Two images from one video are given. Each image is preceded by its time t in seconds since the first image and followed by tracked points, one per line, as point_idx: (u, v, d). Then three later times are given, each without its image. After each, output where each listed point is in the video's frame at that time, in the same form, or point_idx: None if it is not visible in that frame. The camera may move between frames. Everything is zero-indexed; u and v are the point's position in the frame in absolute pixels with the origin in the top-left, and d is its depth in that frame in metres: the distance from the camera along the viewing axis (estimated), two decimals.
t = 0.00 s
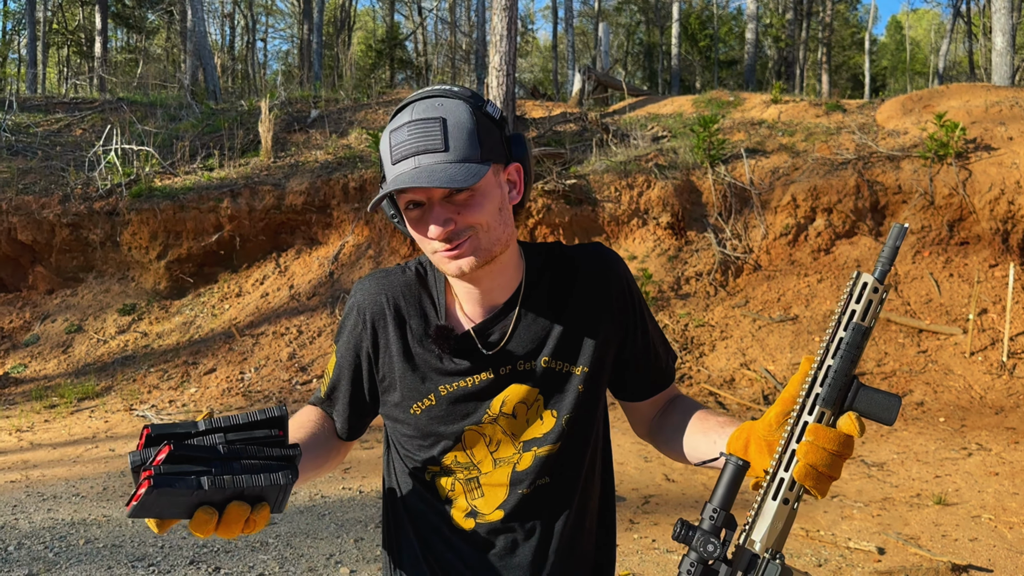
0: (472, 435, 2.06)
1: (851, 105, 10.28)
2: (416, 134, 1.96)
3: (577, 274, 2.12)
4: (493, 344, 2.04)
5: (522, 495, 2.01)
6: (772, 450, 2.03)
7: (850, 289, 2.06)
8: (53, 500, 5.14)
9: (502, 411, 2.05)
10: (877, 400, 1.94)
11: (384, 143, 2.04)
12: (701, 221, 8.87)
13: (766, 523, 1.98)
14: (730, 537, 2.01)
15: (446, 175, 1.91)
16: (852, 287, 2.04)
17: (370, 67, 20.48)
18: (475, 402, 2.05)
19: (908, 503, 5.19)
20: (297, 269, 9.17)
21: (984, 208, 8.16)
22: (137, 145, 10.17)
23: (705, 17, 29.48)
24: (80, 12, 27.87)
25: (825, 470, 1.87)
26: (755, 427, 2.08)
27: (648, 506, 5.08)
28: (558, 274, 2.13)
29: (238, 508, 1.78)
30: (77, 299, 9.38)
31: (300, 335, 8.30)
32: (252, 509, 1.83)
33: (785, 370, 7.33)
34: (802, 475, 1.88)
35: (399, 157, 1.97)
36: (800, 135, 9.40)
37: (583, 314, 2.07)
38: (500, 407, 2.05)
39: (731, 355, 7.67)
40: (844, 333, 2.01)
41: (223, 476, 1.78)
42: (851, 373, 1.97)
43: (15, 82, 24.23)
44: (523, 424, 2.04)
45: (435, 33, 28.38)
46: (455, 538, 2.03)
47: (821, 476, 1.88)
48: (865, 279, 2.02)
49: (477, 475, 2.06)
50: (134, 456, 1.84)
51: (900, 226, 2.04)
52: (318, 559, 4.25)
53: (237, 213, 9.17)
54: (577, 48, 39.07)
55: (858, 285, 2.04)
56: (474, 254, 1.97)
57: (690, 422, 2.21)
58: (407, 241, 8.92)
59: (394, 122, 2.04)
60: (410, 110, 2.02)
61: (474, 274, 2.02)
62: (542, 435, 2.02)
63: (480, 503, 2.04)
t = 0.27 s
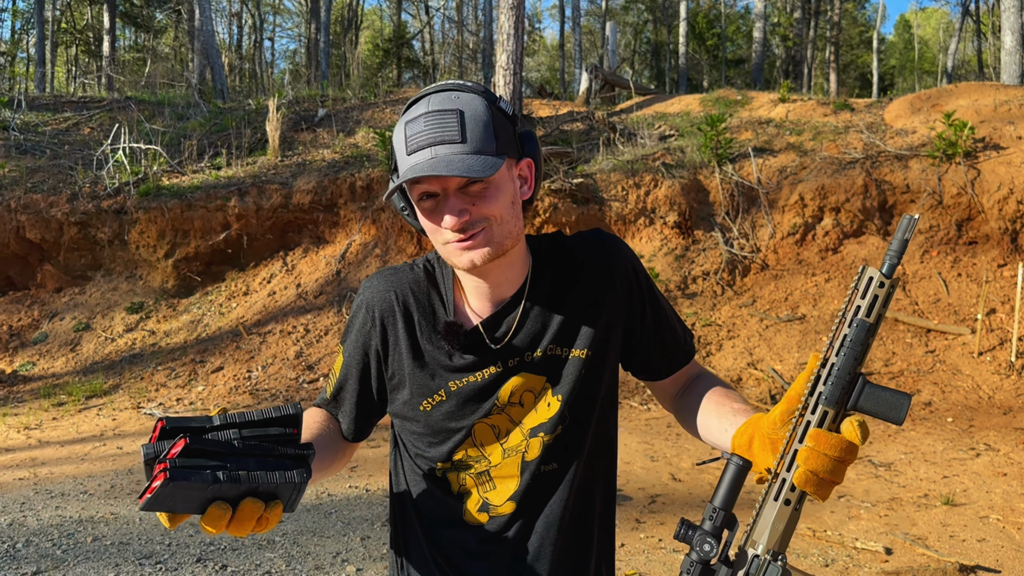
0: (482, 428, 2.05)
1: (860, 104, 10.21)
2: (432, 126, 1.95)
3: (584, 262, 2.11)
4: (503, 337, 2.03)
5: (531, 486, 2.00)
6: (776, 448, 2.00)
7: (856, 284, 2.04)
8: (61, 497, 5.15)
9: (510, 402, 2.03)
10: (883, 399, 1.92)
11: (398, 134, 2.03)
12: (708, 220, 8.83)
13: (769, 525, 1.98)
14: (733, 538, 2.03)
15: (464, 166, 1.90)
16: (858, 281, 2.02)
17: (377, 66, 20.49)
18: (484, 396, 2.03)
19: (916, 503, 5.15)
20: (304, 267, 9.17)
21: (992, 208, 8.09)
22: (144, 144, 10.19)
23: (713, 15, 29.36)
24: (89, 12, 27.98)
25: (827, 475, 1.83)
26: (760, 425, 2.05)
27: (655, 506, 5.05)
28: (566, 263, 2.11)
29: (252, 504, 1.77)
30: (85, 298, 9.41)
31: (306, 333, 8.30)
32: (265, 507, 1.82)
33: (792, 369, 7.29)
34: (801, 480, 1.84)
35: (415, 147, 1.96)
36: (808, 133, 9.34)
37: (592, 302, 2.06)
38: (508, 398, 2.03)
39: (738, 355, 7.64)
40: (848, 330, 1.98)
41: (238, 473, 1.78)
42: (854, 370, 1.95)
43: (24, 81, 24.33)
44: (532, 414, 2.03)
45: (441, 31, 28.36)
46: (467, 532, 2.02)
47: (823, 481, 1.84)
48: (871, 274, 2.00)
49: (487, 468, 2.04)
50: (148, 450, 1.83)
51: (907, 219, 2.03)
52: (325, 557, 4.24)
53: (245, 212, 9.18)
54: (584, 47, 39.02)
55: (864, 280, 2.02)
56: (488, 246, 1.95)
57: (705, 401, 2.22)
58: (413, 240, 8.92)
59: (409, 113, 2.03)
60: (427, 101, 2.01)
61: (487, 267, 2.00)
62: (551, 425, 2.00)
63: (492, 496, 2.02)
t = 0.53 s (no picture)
0: (488, 427, 2.04)
1: (866, 103, 10.16)
2: (439, 123, 1.94)
3: (591, 261, 2.09)
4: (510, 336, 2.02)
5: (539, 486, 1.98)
6: (775, 449, 1.99)
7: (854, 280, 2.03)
8: (67, 495, 5.17)
9: (517, 400, 2.02)
10: (883, 396, 1.89)
11: (406, 132, 2.02)
12: (714, 220, 8.79)
13: (767, 527, 1.98)
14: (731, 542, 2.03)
15: (472, 164, 1.89)
16: (855, 275, 2.02)
17: (383, 64, 20.49)
18: (492, 395, 2.02)
19: (922, 503, 5.12)
20: (309, 266, 9.18)
21: (1000, 207, 8.04)
22: (151, 143, 10.22)
23: (719, 14, 29.28)
24: (96, 10, 28.07)
25: (825, 476, 1.82)
26: (758, 425, 2.05)
27: (660, 505, 5.04)
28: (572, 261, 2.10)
29: (274, 512, 1.76)
30: (91, 296, 9.44)
31: (312, 332, 8.31)
32: (287, 514, 1.81)
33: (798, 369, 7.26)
34: (800, 482, 1.84)
35: (422, 145, 1.95)
36: (815, 132, 9.29)
37: (598, 301, 2.05)
38: (515, 397, 2.02)
39: (743, 354, 7.61)
40: (846, 327, 1.98)
41: (261, 481, 1.76)
42: (853, 368, 1.93)
43: (32, 80, 24.43)
44: (539, 413, 2.01)
45: (447, 30, 28.34)
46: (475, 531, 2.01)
47: (821, 483, 1.83)
48: (868, 268, 2.00)
49: (494, 468, 2.03)
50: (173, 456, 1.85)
51: (904, 212, 2.01)
52: (330, 555, 4.24)
53: (251, 211, 9.20)
54: (589, 46, 38.98)
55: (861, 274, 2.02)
56: (496, 244, 1.94)
57: (711, 403, 2.20)
58: (419, 238, 8.91)
59: (416, 110, 2.02)
60: (434, 99, 2.00)
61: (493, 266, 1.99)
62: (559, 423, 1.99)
63: (499, 495, 2.01)
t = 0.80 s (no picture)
0: (499, 432, 2.00)
1: (870, 102, 10.13)
2: (429, 127, 1.96)
3: (605, 280, 2.09)
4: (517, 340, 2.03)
5: (549, 496, 1.92)
6: (771, 449, 2.04)
7: (849, 276, 2.03)
8: (72, 494, 5.17)
9: (528, 407, 2.00)
10: (879, 392, 1.92)
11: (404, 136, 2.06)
12: (717, 219, 8.77)
13: (766, 527, 2.02)
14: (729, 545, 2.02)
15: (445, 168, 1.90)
16: (850, 271, 2.03)
17: (386, 63, 20.48)
18: (501, 399, 2.00)
19: (926, 503, 5.09)
20: (313, 265, 9.17)
21: (1004, 206, 8.01)
22: (155, 141, 10.23)
23: (723, 13, 29.21)
24: (100, 9, 28.13)
25: (825, 475, 1.86)
26: (754, 425, 2.09)
27: (663, 505, 5.02)
28: (584, 276, 2.10)
29: (335, 540, 1.82)
30: (96, 295, 9.46)
31: (315, 331, 8.31)
32: (343, 549, 1.86)
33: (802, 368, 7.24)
34: (800, 483, 1.88)
35: (413, 148, 1.99)
36: (819, 131, 9.26)
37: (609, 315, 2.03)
38: (527, 403, 1.99)
39: (747, 353, 7.59)
40: (842, 323, 1.99)
41: (331, 505, 1.82)
42: (849, 366, 1.95)
43: (36, 79, 24.47)
44: (551, 422, 1.98)
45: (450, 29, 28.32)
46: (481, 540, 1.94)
47: (821, 482, 1.88)
48: (863, 263, 1.99)
49: (503, 475, 1.98)
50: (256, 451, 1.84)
51: (898, 204, 2.01)
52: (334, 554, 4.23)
53: (254, 210, 9.20)
54: (593, 44, 38.94)
55: (856, 269, 2.02)
56: (479, 247, 1.95)
57: (708, 436, 2.18)
58: (422, 237, 8.89)
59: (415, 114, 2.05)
60: (428, 101, 2.01)
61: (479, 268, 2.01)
62: (570, 430, 1.96)
63: (507, 504, 1.95)
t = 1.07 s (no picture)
0: (518, 419, 1.96)
1: (871, 101, 10.12)
2: (476, 100, 1.93)
3: (608, 282, 2.10)
4: (542, 321, 2.00)
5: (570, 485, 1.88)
6: (758, 449, 2.11)
7: (828, 270, 2.09)
8: (74, 492, 5.18)
9: (546, 394, 1.96)
10: (864, 383, 2.01)
11: (441, 104, 2.00)
12: (718, 218, 8.77)
13: (757, 525, 2.05)
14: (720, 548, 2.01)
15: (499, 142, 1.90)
16: (830, 264, 2.08)
17: (387, 62, 20.44)
18: (523, 385, 1.96)
19: (927, 502, 5.09)
20: (314, 264, 9.17)
21: (1005, 205, 8.01)
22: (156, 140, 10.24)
23: (723, 12, 29.19)
24: (100, 8, 28.12)
25: (811, 470, 1.94)
26: (740, 427, 2.15)
27: (665, 503, 5.02)
28: (595, 275, 2.11)
29: (478, 397, 1.66)
30: (96, 294, 9.46)
31: (316, 330, 8.31)
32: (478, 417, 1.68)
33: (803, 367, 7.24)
34: (786, 479, 1.96)
35: (456, 120, 1.93)
36: (819, 130, 9.26)
37: (623, 314, 2.04)
38: (544, 389, 1.97)
39: (748, 352, 7.59)
40: (824, 317, 2.04)
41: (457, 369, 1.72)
42: (831, 360, 2.03)
43: (36, 77, 24.44)
44: (568, 409, 1.94)
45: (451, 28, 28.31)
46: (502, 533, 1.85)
47: (807, 477, 1.95)
48: (843, 256, 2.03)
49: (524, 466, 1.92)
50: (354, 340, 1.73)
51: (874, 200, 2.10)
52: (336, 553, 4.23)
53: (255, 209, 9.20)
54: (593, 43, 38.90)
55: (836, 263, 2.07)
56: (513, 223, 1.97)
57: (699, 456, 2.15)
58: (423, 236, 8.89)
59: (455, 86, 2.01)
60: (474, 78, 1.99)
61: (510, 244, 2.01)
62: (588, 420, 1.94)
63: (529, 495, 1.88)
